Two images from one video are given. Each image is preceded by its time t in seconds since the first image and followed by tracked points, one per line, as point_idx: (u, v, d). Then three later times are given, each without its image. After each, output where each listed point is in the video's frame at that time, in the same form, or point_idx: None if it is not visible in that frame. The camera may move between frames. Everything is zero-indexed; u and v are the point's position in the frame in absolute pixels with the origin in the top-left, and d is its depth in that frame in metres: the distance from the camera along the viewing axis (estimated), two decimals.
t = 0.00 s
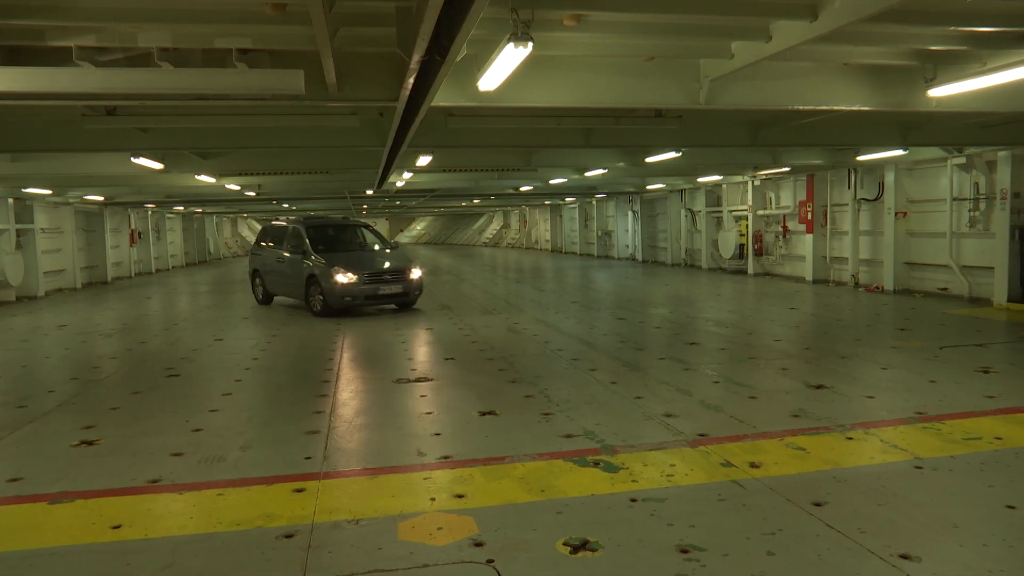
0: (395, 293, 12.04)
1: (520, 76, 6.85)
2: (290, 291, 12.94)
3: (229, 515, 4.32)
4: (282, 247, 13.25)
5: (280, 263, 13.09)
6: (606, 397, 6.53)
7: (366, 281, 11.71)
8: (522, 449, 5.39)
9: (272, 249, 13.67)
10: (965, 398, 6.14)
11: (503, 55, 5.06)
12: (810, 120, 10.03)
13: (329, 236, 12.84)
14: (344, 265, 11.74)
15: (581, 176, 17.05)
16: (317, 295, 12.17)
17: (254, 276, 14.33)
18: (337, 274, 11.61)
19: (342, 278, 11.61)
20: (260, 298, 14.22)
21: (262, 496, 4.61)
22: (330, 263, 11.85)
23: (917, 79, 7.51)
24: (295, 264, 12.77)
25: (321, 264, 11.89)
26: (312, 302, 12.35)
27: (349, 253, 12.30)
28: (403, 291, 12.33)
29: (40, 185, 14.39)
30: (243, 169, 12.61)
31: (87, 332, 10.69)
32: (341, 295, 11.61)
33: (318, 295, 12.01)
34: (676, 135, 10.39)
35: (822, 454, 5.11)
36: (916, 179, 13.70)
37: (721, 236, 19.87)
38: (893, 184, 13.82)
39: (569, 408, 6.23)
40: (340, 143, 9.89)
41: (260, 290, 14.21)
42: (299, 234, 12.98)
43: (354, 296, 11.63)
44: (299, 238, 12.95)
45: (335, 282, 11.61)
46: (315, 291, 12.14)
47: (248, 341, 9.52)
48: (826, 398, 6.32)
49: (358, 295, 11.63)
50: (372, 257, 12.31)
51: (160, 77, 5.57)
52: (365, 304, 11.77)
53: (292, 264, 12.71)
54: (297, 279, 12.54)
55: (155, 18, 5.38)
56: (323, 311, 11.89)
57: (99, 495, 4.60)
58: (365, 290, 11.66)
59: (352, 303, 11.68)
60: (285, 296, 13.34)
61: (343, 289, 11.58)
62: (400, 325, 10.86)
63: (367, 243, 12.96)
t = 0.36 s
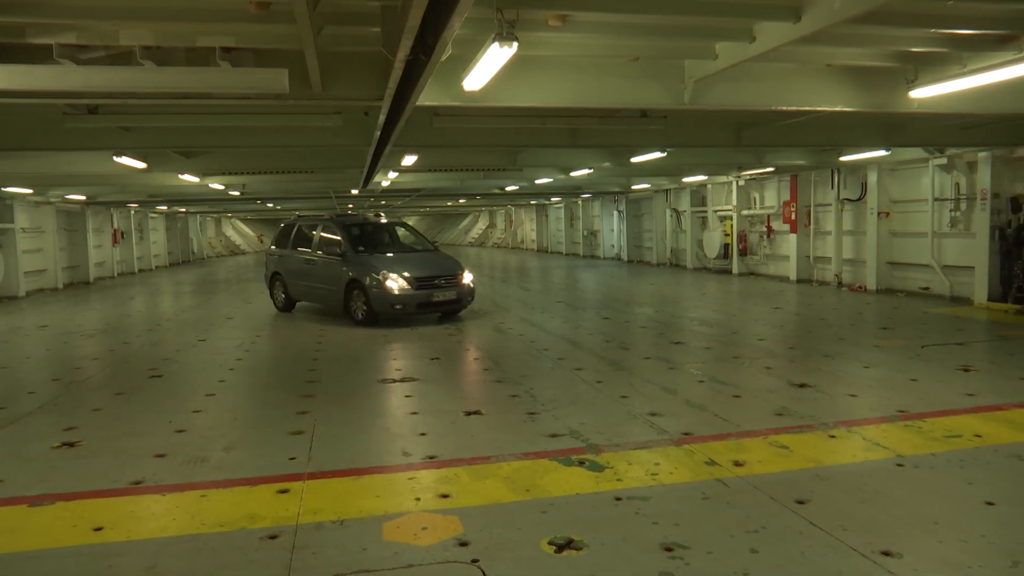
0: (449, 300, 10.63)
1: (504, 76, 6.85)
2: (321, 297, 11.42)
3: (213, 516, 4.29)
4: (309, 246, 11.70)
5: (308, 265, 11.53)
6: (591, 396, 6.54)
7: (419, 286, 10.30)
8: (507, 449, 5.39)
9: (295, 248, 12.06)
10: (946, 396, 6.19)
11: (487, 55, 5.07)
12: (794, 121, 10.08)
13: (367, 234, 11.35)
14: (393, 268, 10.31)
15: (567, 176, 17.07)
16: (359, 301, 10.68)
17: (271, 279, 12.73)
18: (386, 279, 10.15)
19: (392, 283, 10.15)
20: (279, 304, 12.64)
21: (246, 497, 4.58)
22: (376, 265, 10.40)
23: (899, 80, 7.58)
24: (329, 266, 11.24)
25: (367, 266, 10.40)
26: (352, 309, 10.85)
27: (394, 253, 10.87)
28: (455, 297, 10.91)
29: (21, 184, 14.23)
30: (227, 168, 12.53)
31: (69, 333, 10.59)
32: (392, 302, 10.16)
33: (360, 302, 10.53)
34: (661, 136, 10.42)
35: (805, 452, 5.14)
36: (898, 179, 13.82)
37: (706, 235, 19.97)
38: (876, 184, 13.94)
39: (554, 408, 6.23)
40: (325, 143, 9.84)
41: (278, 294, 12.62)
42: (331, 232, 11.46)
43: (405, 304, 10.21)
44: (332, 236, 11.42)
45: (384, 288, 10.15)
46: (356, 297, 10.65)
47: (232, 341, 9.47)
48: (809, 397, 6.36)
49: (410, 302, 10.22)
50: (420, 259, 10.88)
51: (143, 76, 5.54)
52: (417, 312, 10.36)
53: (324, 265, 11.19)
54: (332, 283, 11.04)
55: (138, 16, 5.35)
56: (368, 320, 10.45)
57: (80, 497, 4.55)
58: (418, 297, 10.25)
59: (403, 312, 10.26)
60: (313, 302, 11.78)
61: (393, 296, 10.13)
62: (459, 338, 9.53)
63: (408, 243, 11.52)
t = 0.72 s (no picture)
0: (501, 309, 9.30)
1: (475, 76, 6.84)
2: (349, 305, 10.08)
3: (179, 521, 4.22)
4: (336, 247, 10.38)
5: (335, 268, 10.20)
6: (561, 397, 6.55)
7: (469, 294, 9.00)
8: (478, 450, 5.38)
9: (317, 250, 10.72)
10: (910, 394, 6.30)
11: (457, 55, 5.09)
12: (761, 124, 10.20)
13: (404, 235, 10.03)
14: (438, 272, 9.01)
15: (538, 177, 17.09)
16: (399, 310, 9.36)
17: (287, 284, 11.37)
18: (432, 284, 8.86)
19: (440, 289, 8.86)
20: (296, 312, 11.26)
21: (214, 501, 4.52)
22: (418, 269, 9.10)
23: (864, 84, 7.70)
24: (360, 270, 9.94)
25: (410, 271, 9.10)
26: (388, 319, 9.52)
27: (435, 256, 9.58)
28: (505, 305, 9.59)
29: None
30: (196, 168, 12.37)
31: (30, 336, 10.37)
32: (439, 312, 8.85)
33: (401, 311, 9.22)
34: (631, 137, 10.48)
35: (772, 451, 5.20)
36: (863, 181, 14.06)
37: (676, 237, 20.14)
38: (842, 186, 14.17)
39: (524, 409, 6.23)
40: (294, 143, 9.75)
41: (295, 301, 11.25)
42: (362, 231, 10.14)
43: (454, 314, 8.91)
44: (364, 236, 10.11)
45: (431, 295, 8.85)
46: (395, 305, 9.33)
47: (200, 343, 9.34)
48: (777, 396, 6.44)
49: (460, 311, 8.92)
50: (465, 263, 9.57)
51: (107, 73, 5.45)
52: (467, 323, 9.05)
53: (353, 268, 9.89)
54: (365, 290, 9.72)
55: (101, 13, 5.25)
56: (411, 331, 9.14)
57: (42, 503, 4.46)
58: (469, 306, 8.95)
59: (452, 323, 8.95)
60: (339, 310, 10.43)
61: (441, 304, 8.82)
62: (490, 348, 8.66)
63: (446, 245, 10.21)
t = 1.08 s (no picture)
0: (561, 320, 8.17)
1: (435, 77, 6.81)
2: (380, 316, 8.92)
3: (135, 528, 4.13)
4: (364, 251, 9.23)
5: (364, 274, 9.03)
6: (524, 397, 6.57)
7: (525, 304, 7.91)
8: (440, 451, 5.36)
9: (341, 253, 9.53)
10: (865, 391, 6.45)
11: (417, 56, 5.10)
12: (720, 126, 10.33)
13: (444, 237, 8.91)
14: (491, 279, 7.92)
15: (501, 177, 17.11)
16: (442, 322, 8.22)
17: (303, 291, 10.16)
18: (485, 293, 7.79)
19: (493, 298, 7.78)
20: (314, 323, 10.04)
21: (171, 507, 4.43)
22: (467, 276, 8.01)
23: (819, 88, 7.86)
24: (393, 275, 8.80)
25: (457, 277, 8.01)
26: (429, 333, 8.39)
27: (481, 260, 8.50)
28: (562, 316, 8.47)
29: None
30: (152, 168, 12.12)
31: None
32: (492, 324, 7.76)
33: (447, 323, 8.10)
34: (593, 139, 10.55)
35: (731, 448, 5.27)
36: (820, 183, 14.34)
37: (638, 237, 20.32)
38: (799, 187, 14.44)
39: (487, 409, 6.24)
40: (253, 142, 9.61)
41: (313, 310, 10.05)
42: (395, 233, 9.01)
43: (510, 326, 7.81)
44: (397, 239, 8.98)
45: (484, 305, 7.77)
46: (440, 316, 8.21)
47: (158, 346, 9.16)
48: (736, 394, 6.54)
49: (517, 324, 7.82)
50: (517, 267, 8.47)
51: (58, 70, 5.32)
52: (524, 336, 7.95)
53: (386, 274, 8.76)
54: (401, 299, 8.59)
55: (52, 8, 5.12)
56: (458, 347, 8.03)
57: None
58: (526, 318, 7.86)
59: (507, 337, 7.85)
60: (368, 322, 9.24)
61: (496, 315, 7.74)
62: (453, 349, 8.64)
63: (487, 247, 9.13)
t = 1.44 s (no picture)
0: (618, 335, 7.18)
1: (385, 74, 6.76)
2: (405, 327, 7.92)
3: (73, 535, 4.01)
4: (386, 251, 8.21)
5: (387, 278, 8.02)
6: (476, 396, 6.57)
7: (580, 316, 6.91)
8: (390, 451, 5.33)
9: (361, 253, 8.52)
10: (808, 386, 6.62)
11: (366, 53, 5.05)
12: (668, 127, 10.46)
13: (480, 236, 7.88)
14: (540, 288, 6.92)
15: (453, 176, 17.05)
16: (481, 335, 7.19)
17: (316, 295, 9.19)
18: (535, 305, 6.79)
19: (544, 309, 6.78)
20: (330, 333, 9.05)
21: (111, 512, 4.31)
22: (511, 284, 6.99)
23: (764, 91, 8.04)
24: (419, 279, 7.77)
25: (501, 283, 7.02)
26: (469, 349, 7.32)
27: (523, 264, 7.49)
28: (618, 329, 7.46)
29: None
30: (93, 164, 11.73)
31: None
32: (542, 341, 6.77)
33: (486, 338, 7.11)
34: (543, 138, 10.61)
35: (679, 444, 5.36)
36: (766, 183, 14.67)
37: (589, 236, 20.49)
38: (746, 187, 14.72)
39: (438, 408, 6.22)
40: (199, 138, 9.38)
41: (326, 317, 9.09)
42: (425, 230, 7.98)
43: (563, 343, 6.83)
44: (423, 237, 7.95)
45: (533, 317, 6.77)
46: (477, 330, 7.20)
47: (99, 348, 8.88)
48: (684, 391, 6.64)
49: (570, 340, 6.85)
50: (566, 272, 7.46)
51: None
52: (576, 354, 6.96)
53: (413, 279, 7.74)
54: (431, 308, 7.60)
55: None
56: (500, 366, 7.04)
57: None
58: (580, 333, 6.87)
59: (559, 355, 6.87)
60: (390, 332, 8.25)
61: (546, 329, 6.74)
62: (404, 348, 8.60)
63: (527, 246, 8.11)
